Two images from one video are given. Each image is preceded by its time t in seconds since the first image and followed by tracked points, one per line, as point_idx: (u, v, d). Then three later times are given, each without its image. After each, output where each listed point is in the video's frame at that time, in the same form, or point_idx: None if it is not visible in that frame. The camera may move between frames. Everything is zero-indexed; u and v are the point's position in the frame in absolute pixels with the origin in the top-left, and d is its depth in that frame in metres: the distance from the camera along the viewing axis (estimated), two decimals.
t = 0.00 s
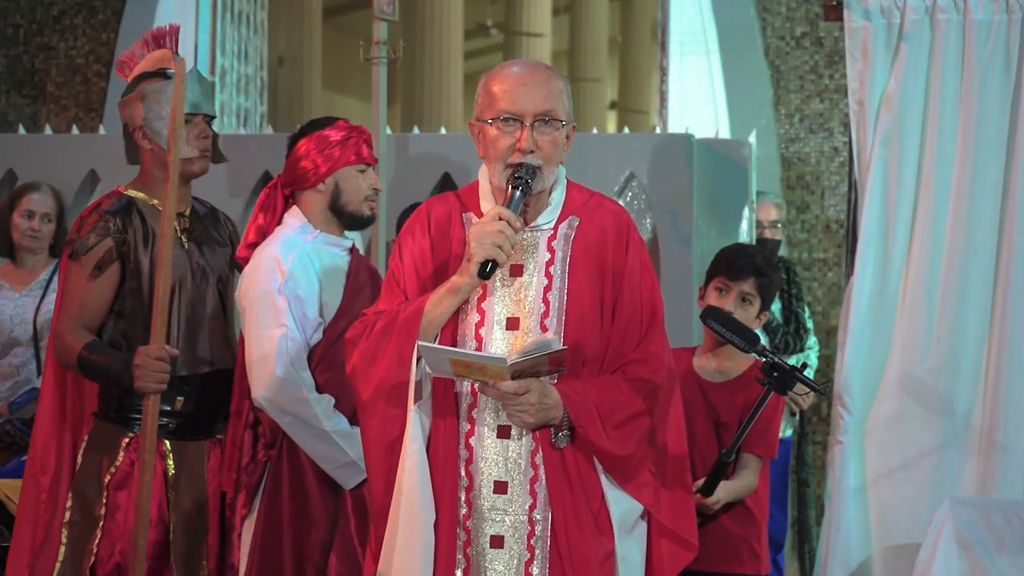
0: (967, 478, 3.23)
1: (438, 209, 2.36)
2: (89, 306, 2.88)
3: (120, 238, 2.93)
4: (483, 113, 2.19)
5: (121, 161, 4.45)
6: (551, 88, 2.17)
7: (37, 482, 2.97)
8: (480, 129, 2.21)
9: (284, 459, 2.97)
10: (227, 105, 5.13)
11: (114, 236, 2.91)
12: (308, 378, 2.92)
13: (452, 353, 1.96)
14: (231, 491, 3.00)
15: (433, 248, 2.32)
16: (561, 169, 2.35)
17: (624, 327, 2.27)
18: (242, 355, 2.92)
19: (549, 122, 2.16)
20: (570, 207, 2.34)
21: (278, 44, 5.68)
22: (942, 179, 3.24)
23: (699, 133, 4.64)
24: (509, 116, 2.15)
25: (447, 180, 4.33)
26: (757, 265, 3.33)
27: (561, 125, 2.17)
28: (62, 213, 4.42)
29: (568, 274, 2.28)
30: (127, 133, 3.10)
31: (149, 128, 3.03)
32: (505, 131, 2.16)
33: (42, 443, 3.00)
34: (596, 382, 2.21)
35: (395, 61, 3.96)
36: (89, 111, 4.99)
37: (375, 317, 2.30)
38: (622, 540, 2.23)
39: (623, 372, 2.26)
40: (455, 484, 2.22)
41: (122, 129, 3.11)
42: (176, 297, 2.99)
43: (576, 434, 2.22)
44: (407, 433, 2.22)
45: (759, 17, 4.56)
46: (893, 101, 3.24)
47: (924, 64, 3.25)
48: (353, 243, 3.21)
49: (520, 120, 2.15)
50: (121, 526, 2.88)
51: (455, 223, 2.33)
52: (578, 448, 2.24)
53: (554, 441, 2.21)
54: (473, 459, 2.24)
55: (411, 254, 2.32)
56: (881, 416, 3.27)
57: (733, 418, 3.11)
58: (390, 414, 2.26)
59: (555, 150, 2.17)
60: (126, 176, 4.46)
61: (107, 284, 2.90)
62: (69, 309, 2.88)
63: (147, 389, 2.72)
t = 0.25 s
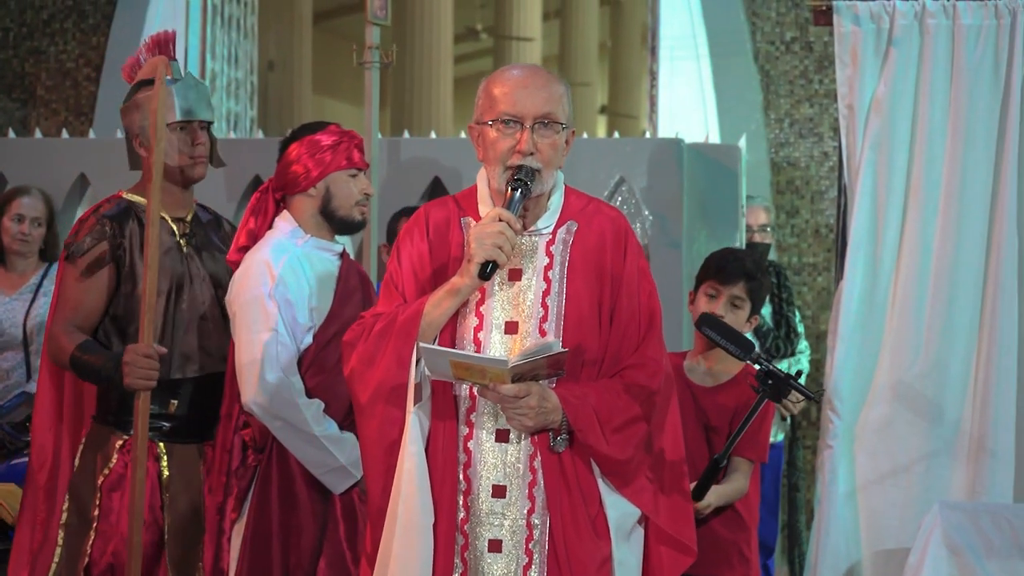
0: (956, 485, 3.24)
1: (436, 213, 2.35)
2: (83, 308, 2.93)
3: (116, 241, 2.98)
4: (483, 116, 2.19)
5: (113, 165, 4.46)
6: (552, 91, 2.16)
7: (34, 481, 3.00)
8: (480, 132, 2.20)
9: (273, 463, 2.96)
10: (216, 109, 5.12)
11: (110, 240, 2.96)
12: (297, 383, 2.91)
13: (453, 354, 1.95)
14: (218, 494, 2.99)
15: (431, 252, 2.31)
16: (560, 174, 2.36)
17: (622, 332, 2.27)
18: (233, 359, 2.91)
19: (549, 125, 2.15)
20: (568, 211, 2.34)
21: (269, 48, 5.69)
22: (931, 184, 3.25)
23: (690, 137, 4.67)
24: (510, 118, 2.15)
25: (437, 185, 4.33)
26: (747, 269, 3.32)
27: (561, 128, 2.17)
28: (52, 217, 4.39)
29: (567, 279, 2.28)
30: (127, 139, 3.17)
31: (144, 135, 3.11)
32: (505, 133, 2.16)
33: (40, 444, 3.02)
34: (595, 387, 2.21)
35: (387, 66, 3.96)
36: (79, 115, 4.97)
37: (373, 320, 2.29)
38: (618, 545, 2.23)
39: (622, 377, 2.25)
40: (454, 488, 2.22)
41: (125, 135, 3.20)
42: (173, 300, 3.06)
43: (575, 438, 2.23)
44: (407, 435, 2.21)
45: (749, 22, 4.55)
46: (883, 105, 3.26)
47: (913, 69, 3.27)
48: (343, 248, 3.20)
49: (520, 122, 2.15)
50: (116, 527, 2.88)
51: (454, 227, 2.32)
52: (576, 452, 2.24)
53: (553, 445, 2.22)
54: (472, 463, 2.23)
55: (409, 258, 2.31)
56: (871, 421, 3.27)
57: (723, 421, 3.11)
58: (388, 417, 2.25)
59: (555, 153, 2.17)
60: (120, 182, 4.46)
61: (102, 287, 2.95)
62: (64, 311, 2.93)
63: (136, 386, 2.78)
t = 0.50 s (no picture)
0: (935, 489, 3.25)
1: (423, 217, 2.34)
2: (62, 315, 2.93)
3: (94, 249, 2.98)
4: (471, 119, 2.18)
5: (94, 169, 4.44)
6: (540, 95, 2.16)
7: (28, 486, 3.07)
8: (467, 135, 2.20)
9: (252, 467, 2.93)
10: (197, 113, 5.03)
11: (87, 248, 2.96)
12: (277, 387, 2.89)
13: (440, 359, 1.95)
14: (198, 499, 2.98)
15: (418, 256, 2.30)
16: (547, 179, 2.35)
17: (609, 338, 2.27)
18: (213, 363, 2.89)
19: (537, 128, 2.15)
20: (555, 216, 2.33)
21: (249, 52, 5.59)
22: (910, 189, 3.27)
23: (670, 142, 4.61)
24: (498, 122, 2.15)
25: (417, 189, 4.31)
26: (726, 272, 3.32)
27: (549, 132, 2.16)
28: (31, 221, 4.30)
29: (553, 284, 2.27)
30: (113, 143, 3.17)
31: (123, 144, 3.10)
32: (493, 136, 2.15)
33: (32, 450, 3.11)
34: (581, 392, 2.21)
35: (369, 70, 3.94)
36: (58, 119, 4.95)
37: (360, 323, 2.27)
38: (603, 550, 2.23)
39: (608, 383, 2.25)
40: (440, 493, 2.21)
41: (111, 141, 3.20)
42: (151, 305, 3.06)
43: (562, 443, 2.22)
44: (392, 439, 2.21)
45: (728, 26, 4.57)
46: (862, 110, 3.28)
47: (892, 74, 3.29)
48: (323, 252, 3.18)
49: (508, 125, 2.14)
50: (92, 526, 2.94)
51: (441, 232, 2.31)
52: (562, 457, 2.23)
53: (539, 450, 2.20)
54: (457, 468, 2.22)
55: (396, 261, 2.30)
56: (851, 425, 3.29)
57: (702, 426, 3.06)
58: (376, 418, 2.24)
59: (542, 156, 2.16)
60: (99, 188, 4.44)
61: (80, 294, 2.95)
62: (43, 318, 2.94)
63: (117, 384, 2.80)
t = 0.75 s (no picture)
0: (919, 492, 3.27)
1: (412, 220, 2.33)
2: (40, 320, 2.98)
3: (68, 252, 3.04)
4: (461, 122, 2.18)
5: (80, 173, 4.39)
6: (529, 98, 2.16)
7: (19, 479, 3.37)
8: (457, 138, 2.19)
9: (237, 469, 2.91)
10: (181, 115, 5.08)
11: (61, 251, 3.02)
12: (264, 390, 2.87)
13: (428, 362, 1.94)
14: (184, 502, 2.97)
15: (407, 259, 2.29)
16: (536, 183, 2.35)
17: (597, 342, 2.26)
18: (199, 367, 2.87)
19: (526, 130, 2.14)
20: (544, 220, 2.33)
21: (233, 53, 5.36)
22: (895, 194, 3.30)
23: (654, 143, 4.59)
24: (487, 124, 2.14)
25: (402, 192, 4.29)
26: (710, 276, 3.32)
27: (538, 135, 2.16)
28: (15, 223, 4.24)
29: (541, 287, 2.27)
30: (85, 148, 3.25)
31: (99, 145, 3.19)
32: (482, 138, 2.15)
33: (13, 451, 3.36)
34: (568, 396, 2.20)
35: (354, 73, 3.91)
36: (41, 121, 5.01)
37: (348, 325, 2.26)
38: (590, 555, 2.22)
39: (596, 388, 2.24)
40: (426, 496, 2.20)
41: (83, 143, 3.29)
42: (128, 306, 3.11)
43: (548, 447, 2.21)
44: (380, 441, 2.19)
45: (712, 28, 4.57)
46: (846, 114, 3.29)
47: (876, 78, 3.31)
48: (309, 256, 3.17)
49: (497, 127, 2.14)
50: (75, 529, 3.00)
51: (430, 234, 2.30)
52: (549, 460, 2.22)
53: (526, 453, 2.19)
54: (444, 470, 2.21)
55: (385, 264, 2.29)
56: (834, 428, 3.29)
57: (685, 428, 3.07)
58: (362, 421, 2.22)
59: (531, 159, 2.15)
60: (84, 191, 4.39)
61: (57, 298, 3.00)
62: (21, 324, 2.99)
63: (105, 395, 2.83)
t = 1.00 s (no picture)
0: (911, 492, 3.27)
1: (404, 221, 2.32)
2: (21, 321, 2.97)
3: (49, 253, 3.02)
4: (450, 122, 2.17)
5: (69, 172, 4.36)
6: (518, 99, 2.15)
7: None
8: (446, 138, 2.18)
9: (228, 468, 2.90)
10: (172, 115, 5.01)
11: (42, 252, 3.01)
12: (255, 391, 2.86)
13: (413, 356, 1.93)
14: (175, 501, 2.95)
15: (397, 259, 2.29)
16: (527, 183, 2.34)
17: (587, 341, 2.25)
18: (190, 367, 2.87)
19: (515, 131, 2.14)
20: (536, 220, 2.32)
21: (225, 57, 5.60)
22: (886, 194, 3.29)
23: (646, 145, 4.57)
24: (476, 124, 2.13)
25: (393, 192, 4.26)
26: (699, 274, 3.32)
27: (527, 135, 2.15)
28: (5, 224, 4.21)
29: (532, 287, 2.26)
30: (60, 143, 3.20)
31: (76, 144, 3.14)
32: (471, 139, 2.14)
33: None
34: (557, 396, 2.20)
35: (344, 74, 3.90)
36: (32, 122, 4.88)
37: (336, 323, 2.26)
38: (579, 555, 2.21)
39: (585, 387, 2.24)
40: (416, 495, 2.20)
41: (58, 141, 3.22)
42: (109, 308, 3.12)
43: (537, 445, 2.19)
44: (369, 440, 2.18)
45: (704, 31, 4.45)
46: (837, 115, 3.30)
47: (868, 79, 3.31)
48: (301, 257, 3.16)
49: (486, 128, 2.13)
50: (59, 531, 2.99)
51: (421, 236, 2.29)
52: (538, 459, 2.21)
53: (515, 452, 2.18)
54: (433, 469, 2.21)
55: (376, 266, 2.28)
56: (826, 429, 3.30)
57: (675, 429, 3.05)
58: (349, 420, 2.22)
59: (520, 159, 2.15)
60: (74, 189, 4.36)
61: (38, 299, 3.00)
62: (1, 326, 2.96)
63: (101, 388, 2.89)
